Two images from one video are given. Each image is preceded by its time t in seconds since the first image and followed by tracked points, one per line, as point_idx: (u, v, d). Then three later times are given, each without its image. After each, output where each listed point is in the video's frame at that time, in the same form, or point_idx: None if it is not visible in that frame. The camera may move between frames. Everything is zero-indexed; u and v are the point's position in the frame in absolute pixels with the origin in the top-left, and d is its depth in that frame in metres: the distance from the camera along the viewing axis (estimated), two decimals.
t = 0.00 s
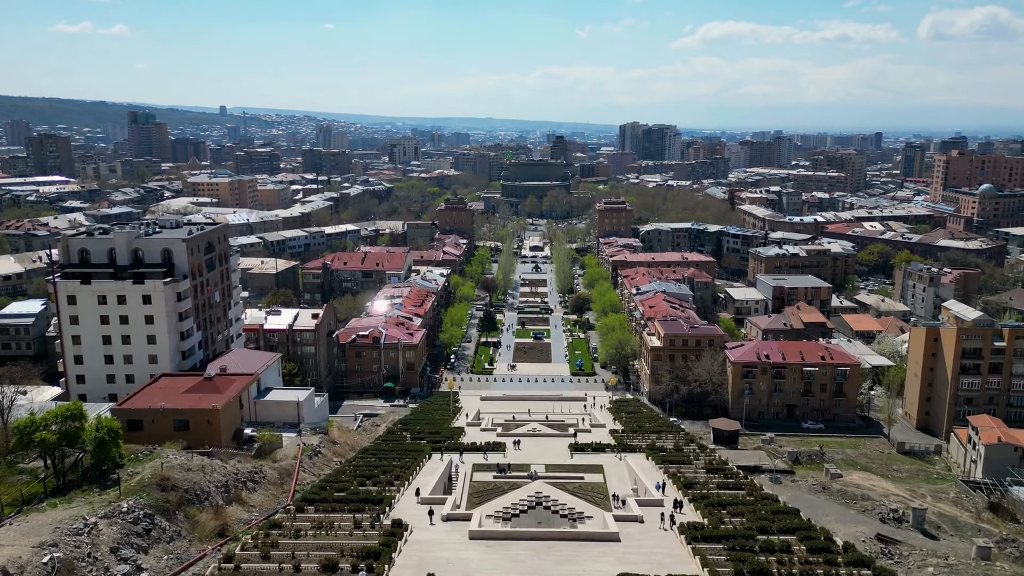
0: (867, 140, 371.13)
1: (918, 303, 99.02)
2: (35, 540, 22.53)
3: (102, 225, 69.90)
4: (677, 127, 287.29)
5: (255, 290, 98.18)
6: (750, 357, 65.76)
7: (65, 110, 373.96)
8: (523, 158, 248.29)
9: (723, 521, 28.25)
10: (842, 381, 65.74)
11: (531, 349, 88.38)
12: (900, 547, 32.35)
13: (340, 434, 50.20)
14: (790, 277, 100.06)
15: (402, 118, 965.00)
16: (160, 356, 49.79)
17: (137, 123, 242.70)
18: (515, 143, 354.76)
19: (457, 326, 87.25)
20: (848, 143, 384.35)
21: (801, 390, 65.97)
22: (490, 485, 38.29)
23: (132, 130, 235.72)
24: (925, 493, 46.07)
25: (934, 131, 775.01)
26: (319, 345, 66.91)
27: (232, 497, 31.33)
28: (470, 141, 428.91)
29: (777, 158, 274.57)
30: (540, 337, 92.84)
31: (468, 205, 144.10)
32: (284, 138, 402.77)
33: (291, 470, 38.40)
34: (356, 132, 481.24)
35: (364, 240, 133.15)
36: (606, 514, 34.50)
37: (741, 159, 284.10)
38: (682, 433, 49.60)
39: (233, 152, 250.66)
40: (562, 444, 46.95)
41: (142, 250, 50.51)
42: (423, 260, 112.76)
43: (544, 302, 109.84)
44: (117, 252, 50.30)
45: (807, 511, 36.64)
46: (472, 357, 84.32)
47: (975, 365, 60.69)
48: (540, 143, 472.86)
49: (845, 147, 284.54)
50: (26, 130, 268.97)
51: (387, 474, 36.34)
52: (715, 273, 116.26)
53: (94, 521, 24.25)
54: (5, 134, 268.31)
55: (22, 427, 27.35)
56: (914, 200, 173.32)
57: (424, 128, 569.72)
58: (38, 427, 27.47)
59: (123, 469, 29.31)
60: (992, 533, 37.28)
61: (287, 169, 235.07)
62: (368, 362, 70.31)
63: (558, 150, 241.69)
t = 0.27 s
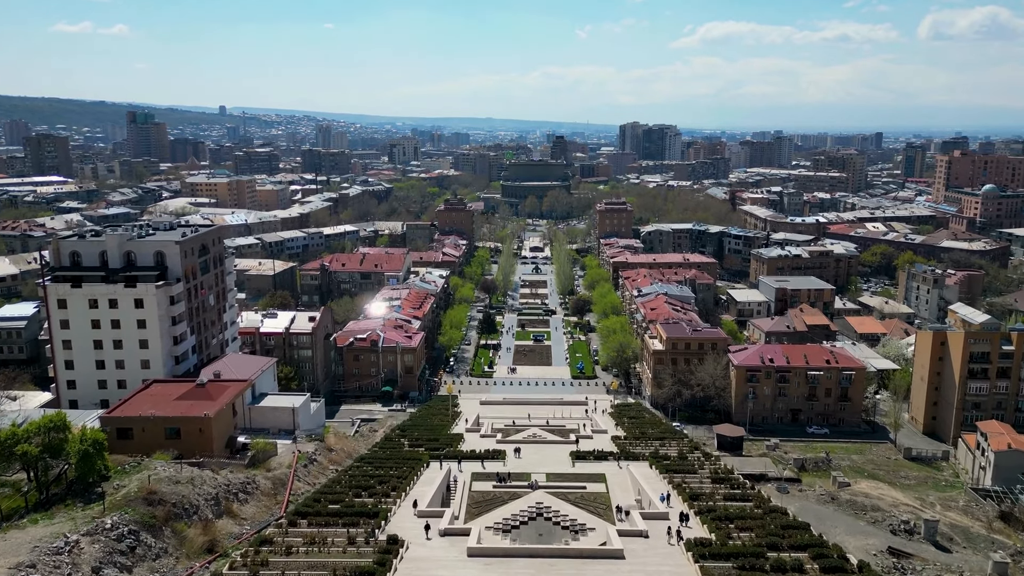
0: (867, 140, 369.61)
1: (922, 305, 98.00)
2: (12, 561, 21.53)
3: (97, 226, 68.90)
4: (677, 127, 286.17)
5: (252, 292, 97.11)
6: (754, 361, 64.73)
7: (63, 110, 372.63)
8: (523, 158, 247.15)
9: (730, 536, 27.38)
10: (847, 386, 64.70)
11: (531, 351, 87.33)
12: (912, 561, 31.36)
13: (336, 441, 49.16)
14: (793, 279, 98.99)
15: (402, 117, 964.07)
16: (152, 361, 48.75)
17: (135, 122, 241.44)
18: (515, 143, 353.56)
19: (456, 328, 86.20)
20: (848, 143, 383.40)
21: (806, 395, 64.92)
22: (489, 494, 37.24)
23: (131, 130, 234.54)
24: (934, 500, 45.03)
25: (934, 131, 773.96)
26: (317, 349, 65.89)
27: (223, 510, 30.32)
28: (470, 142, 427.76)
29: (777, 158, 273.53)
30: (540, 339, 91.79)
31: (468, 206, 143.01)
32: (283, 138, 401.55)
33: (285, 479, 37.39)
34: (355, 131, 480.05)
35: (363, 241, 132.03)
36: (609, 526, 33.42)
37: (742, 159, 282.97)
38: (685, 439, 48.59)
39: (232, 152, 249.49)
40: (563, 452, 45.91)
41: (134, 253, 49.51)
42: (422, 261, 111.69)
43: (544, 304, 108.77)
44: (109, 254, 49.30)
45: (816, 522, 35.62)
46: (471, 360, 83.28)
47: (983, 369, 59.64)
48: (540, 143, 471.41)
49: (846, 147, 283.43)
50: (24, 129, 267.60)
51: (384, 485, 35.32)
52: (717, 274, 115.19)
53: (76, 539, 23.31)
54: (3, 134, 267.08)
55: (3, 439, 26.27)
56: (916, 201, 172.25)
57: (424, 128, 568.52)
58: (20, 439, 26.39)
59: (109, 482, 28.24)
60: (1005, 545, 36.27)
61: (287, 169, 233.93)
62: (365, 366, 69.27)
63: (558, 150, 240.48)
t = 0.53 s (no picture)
0: (868, 140, 368.69)
1: (926, 307, 96.98)
2: None
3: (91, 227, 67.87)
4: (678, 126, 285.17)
5: (249, 294, 96.06)
6: (757, 365, 63.69)
7: (62, 109, 371.54)
8: (523, 158, 245.96)
9: (739, 553, 26.63)
10: (853, 390, 63.68)
11: (531, 354, 86.29)
12: None
13: (332, 448, 48.11)
14: (796, 280, 97.94)
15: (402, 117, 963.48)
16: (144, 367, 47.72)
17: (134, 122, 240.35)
18: (515, 143, 352.48)
19: (455, 331, 85.11)
20: (848, 143, 382.70)
21: (810, 399, 63.88)
22: (488, 504, 36.25)
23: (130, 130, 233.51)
24: (943, 509, 44.01)
25: (934, 131, 772.95)
26: (313, 352, 64.83)
27: (213, 524, 29.33)
28: (470, 142, 426.36)
29: (778, 158, 272.52)
30: (540, 341, 90.73)
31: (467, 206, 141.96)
32: (283, 138, 400.27)
33: (279, 488, 36.40)
34: (355, 131, 478.92)
35: (362, 242, 130.96)
36: (612, 538, 32.39)
37: (742, 159, 281.93)
38: (689, 447, 47.55)
39: (231, 152, 248.33)
40: (564, 459, 44.88)
41: (126, 255, 48.49)
42: (421, 262, 110.65)
43: (544, 305, 107.69)
44: (100, 257, 48.27)
45: (825, 534, 34.60)
46: (470, 363, 82.21)
47: (992, 374, 58.61)
48: (540, 142, 470.04)
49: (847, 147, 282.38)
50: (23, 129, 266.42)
51: (380, 495, 34.33)
52: (719, 276, 114.12)
53: (56, 558, 22.33)
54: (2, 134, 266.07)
55: None
56: (919, 201, 171.17)
57: (423, 128, 567.40)
58: None
59: (93, 496, 27.20)
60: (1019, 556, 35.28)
61: (286, 169, 232.76)
62: (363, 370, 68.22)
63: (558, 150, 239.45)
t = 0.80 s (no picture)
0: (868, 140, 367.61)
1: (930, 308, 95.96)
2: None
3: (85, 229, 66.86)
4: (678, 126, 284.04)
5: (247, 295, 95.03)
6: (761, 368, 62.65)
7: (61, 109, 370.30)
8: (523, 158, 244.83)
9: (748, 570, 25.79)
10: (858, 394, 62.66)
11: (531, 356, 85.29)
12: None
13: (328, 455, 47.10)
14: (798, 282, 96.90)
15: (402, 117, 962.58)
16: (136, 372, 46.70)
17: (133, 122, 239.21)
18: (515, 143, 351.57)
19: (454, 333, 84.05)
20: (848, 143, 381.83)
21: (815, 403, 62.85)
22: (488, 515, 35.22)
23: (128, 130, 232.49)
24: (953, 517, 43.01)
25: (934, 130, 771.84)
26: (310, 356, 63.79)
27: (202, 538, 28.31)
28: (470, 141, 424.82)
29: (778, 158, 271.46)
30: (540, 343, 89.73)
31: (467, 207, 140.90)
32: (282, 138, 399.20)
33: (273, 498, 35.43)
34: (354, 131, 477.73)
35: (361, 242, 129.90)
36: (615, 551, 31.37)
37: (742, 159, 280.85)
38: (693, 453, 46.52)
39: (230, 152, 247.24)
40: (566, 467, 43.86)
41: (118, 258, 47.42)
42: (420, 264, 109.60)
43: (544, 307, 106.64)
44: (91, 260, 47.19)
45: (835, 548, 33.56)
46: (470, 365, 81.16)
47: (1000, 378, 57.57)
48: (540, 141, 468.92)
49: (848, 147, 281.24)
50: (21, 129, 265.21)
51: (376, 506, 33.29)
52: (720, 277, 113.07)
53: None
54: None
55: None
56: (921, 201, 170.09)
57: (423, 128, 566.12)
58: None
59: (76, 511, 26.12)
60: None
61: (285, 169, 231.60)
62: (361, 373, 67.17)
63: (558, 150, 238.38)
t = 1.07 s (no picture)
0: (869, 140, 366.37)
1: (934, 310, 94.95)
2: None
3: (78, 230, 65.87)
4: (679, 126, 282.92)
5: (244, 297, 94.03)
6: (765, 372, 61.61)
7: (60, 109, 369.07)
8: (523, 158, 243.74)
9: None
10: (863, 399, 61.63)
11: (531, 359, 84.28)
12: None
13: (323, 462, 46.05)
14: (801, 283, 95.87)
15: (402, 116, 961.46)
16: (128, 377, 45.68)
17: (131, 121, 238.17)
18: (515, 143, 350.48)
19: (454, 336, 82.97)
20: (848, 142, 380.69)
21: (820, 408, 61.82)
22: (487, 527, 34.18)
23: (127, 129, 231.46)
24: (963, 527, 42.03)
25: (935, 130, 770.41)
26: (307, 360, 62.75)
27: (190, 553, 27.27)
28: (470, 141, 423.48)
29: (779, 158, 270.32)
30: (540, 345, 88.69)
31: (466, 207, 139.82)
32: (282, 138, 397.97)
33: (265, 509, 34.44)
34: (354, 131, 476.36)
35: (360, 243, 128.86)
36: (618, 566, 30.34)
37: (743, 158, 279.70)
38: (697, 460, 45.52)
39: (230, 151, 246.16)
40: (566, 475, 42.82)
41: (108, 260, 46.30)
42: (419, 265, 108.56)
43: (544, 308, 105.59)
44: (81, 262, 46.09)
45: (844, 562, 32.55)
46: (469, 368, 80.09)
47: (1009, 383, 56.54)
48: (539, 140, 467.56)
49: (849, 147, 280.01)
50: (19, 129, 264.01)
51: (371, 518, 32.25)
52: (722, 278, 112.03)
53: None
54: None
55: None
56: (923, 201, 168.99)
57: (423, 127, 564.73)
58: None
59: (58, 527, 25.06)
60: None
61: (284, 169, 230.51)
62: (358, 377, 66.10)
63: (558, 150, 237.29)
